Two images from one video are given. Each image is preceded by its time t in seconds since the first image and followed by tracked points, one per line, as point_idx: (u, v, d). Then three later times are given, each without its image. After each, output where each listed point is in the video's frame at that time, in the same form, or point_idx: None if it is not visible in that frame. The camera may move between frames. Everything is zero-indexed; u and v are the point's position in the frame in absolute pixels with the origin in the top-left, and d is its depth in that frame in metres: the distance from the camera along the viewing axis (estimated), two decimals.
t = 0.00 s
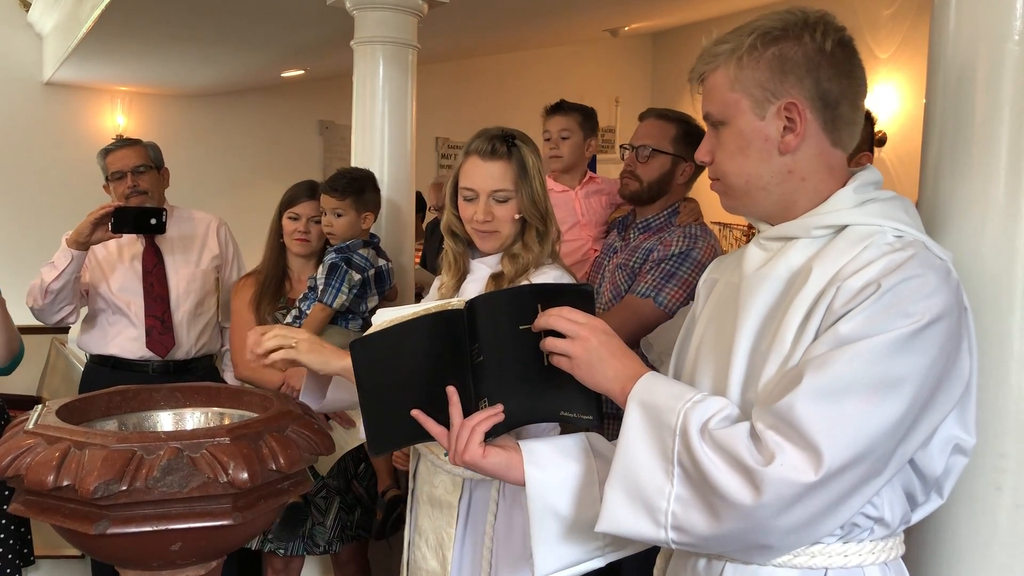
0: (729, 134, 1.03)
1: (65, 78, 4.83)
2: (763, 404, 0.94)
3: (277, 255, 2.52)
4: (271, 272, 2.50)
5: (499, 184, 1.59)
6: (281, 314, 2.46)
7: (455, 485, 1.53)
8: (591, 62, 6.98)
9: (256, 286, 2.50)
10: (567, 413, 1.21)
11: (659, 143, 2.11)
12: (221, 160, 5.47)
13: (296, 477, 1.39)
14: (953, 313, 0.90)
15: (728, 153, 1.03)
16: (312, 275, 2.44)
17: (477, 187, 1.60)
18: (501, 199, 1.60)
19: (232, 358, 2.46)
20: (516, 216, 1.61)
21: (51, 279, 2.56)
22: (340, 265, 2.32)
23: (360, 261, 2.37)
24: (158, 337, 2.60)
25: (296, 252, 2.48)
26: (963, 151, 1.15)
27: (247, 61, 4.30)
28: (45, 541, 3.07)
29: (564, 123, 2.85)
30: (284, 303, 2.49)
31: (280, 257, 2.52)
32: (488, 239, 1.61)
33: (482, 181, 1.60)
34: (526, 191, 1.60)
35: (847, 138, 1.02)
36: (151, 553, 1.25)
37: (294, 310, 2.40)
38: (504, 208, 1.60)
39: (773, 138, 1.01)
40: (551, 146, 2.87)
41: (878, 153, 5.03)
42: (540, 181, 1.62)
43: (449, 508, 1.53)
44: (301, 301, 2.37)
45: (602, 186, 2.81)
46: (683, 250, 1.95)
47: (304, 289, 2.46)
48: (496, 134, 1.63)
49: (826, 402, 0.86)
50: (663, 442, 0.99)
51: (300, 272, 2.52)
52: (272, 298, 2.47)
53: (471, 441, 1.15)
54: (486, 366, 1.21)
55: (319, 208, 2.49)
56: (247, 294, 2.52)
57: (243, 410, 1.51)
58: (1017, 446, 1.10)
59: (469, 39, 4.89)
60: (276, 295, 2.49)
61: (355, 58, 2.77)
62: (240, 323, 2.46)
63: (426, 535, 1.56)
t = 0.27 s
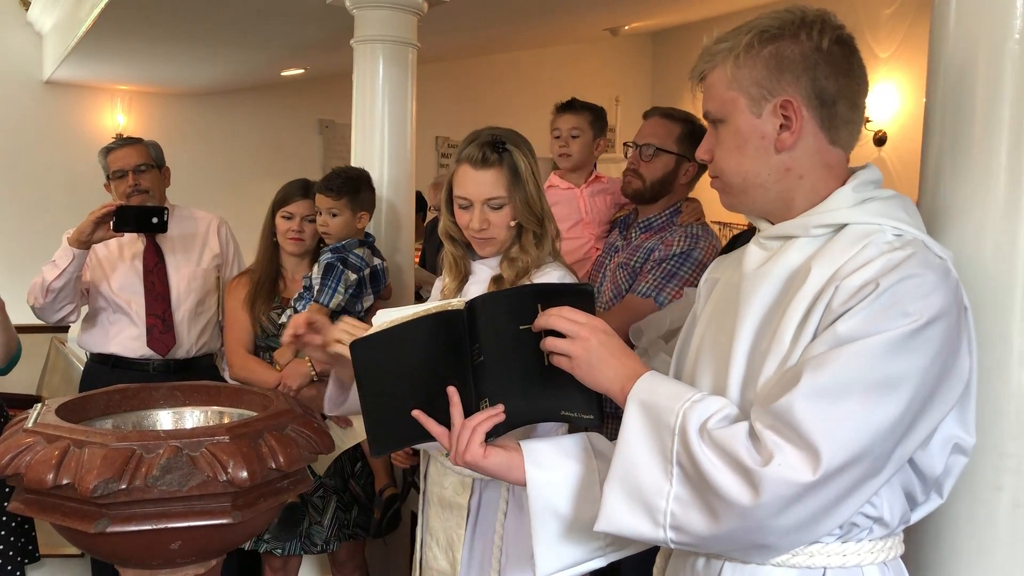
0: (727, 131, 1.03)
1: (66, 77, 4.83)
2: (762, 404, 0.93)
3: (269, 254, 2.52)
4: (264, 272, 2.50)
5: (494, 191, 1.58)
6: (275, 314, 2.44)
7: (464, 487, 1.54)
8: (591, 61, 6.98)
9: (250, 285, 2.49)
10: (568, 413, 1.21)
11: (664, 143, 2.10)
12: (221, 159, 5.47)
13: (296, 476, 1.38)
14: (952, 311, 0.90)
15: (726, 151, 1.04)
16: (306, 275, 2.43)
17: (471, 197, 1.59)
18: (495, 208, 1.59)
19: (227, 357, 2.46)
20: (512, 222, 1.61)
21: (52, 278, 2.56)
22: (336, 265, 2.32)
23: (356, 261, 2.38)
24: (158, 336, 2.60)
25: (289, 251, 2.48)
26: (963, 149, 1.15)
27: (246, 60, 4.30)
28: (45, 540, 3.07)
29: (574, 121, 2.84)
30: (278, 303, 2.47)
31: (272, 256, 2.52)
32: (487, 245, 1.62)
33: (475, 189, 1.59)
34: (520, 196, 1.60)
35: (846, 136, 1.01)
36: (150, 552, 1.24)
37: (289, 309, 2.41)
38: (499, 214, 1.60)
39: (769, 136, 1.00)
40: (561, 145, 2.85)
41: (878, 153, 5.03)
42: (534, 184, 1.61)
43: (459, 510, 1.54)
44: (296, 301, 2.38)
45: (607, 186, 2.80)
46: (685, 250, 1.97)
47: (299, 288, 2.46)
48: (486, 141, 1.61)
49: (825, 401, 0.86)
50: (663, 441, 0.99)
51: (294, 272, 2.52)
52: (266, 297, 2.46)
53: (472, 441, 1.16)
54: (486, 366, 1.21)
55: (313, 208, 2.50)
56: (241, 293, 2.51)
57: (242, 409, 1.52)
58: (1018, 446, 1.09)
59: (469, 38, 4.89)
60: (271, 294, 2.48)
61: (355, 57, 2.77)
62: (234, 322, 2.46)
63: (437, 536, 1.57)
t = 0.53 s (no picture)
0: (725, 134, 1.03)
1: (66, 77, 4.83)
2: (762, 405, 0.93)
3: (263, 254, 2.50)
4: (258, 273, 2.49)
5: (481, 200, 1.58)
6: (269, 314, 2.44)
7: (475, 496, 1.56)
8: (590, 61, 6.98)
9: (244, 285, 2.49)
10: (571, 414, 1.22)
11: (664, 142, 2.10)
12: (221, 159, 5.47)
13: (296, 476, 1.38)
14: (950, 310, 0.90)
15: (723, 153, 1.04)
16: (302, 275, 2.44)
17: (458, 205, 1.59)
18: (482, 216, 1.59)
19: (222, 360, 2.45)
20: (499, 229, 1.61)
21: (52, 278, 2.56)
22: (333, 267, 2.35)
23: (352, 261, 2.41)
24: (159, 336, 2.60)
25: (284, 251, 2.48)
26: (962, 149, 1.15)
27: (246, 60, 4.30)
28: (44, 540, 3.07)
29: (579, 122, 2.82)
30: (273, 302, 2.48)
31: (266, 258, 2.50)
32: (479, 252, 1.63)
33: (461, 198, 1.58)
34: (506, 202, 1.59)
35: (841, 135, 1.01)
36: (150, 552, 1.24)
37: (283, 309, 2.41)
38: (487, 222, 1.60)
39: (766, 137, 1.01)
40: (565, 145, 2.83)
41: (877, 153, 5.03)
42: (519, 189, 1.60)
43: (470, 519, 1.56)
44: (291, 301, 2.38)
45: (608, 186, 2.78)
46: (684, 248, 1.99)
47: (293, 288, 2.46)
48: (468, 148, 1.60)
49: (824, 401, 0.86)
50: (663, 443, 0.99)
51: (288, 272, 2.53)
52: (260, 297, 2.47)
53: (474, 445, 1.16)
54: (488, 369, 1.20)
55: (307, 207, 2.50)
56: (234, 294, 2.50)
57: (242, 409, 1.52)
58: (1017, 446, 1.10)
59: (469, 38, 4.89)
60: (265, 294, 2.48)
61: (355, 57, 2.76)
62: (227, 320, 2.45)
63: (448, 544, 1.60)
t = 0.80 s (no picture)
0: (719, 136, 1.03)
1: (65, 77, 4.83)
2: (771, 411, 0.93)
3: (258, 254, 2.50)
4: (253, 273, 2.49)
5: (470, 208, 1.58)
6: (264, 314, 2.46)
7: (476, 503, 1.55)
8: (590, 62, 6.98)
9: (238, 284, 2.48)
10: (579, 421, 1.21)
11: (663, 142, 2.10)
12: (221, 159, 5.47)
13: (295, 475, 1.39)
14: (949, 303, 0.90)
15: (718, 154, 1.03)
16: (297, 276, 2.44)
17: (450, 214, 1.59)
18: (473, 224, 1.59)
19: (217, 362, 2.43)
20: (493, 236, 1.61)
21: (51, 278, 2.56)
22: (332, 268, 2.36)
23: (351, 262, 2.41)
24: (158, 336, 2.60)
25: (279, 252, 2.48)
26: (960, 148, 1.15)
27: (246, 60, 4.30)
28: (43, 540, 3.07)
29: (581, 124, 2.80)
30: (267, 302, 2.48)
31: (261, 258, 2.50)
32: (475, 259, 1.63)
33: (452, 207, 1.59)
34: (495, 208, 1.59)
35: (835, 133, 1.02)
36: (150, 552, 1.24)
37: (280, 308, 2.42)
38: (479, 229, 1.60)
39: (760, 137, 1.01)
40: (567, 146, 2.82)
41: (877, 154, 5.03)
42: (510, 195, 1.59)
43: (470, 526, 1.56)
44: (287, 301, 2.39)
45: (608, 187, 2.80)
46: (684, 248, 1.99)
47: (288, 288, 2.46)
48: (456, 156, 1.61)
49: (834, 405, 0.85)
50: (674, 452, 0.99)
51: (282, 271, 2.52)
52: (255, 297, 2.47)
53: (483, 456, 1.16)
54: (493, 378, 1.20)
55: (302, 207, 2.49)
56: (228, 293, 2.49)
57: (241, 410, 1.52)
58: (1016, 445, 1.10)
59: (468, 39, 4.89)
60: (260, 294, 2.49)
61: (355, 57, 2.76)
62: (224, 321, 2.45)
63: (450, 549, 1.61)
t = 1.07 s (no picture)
0: (728, 139, 1.03)
1: (65, 78, 4.83)
2: (795, 423, 0.91)
3: (254, 254, 2.50)
4: (249, 272, 2.49)
5: (459, 221, 1.58)
6: (263, 314, 2.45)
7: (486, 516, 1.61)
8: (590, 62, 6.98)
9: (235, 285, 2.48)
10: (595, 435, 1.20)
11: (663, 143, 2.10)
12: (220, 159, 5.47)
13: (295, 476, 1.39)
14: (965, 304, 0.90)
15: (727, 158, 1.03)
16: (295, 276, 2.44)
17: (441, 230, 1.60)
18: (463, 237, 1.59)
19: (213, 358, 2.45)
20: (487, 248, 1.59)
21: (51, 278, 2.56)
22: (333, 268, 2.37)
23: (351, 261, 2.42)
24: (158, 336, 2.60)
25: (276, 252, 2.48)
26: (962, 148, 1.15)
27: (246, 60, 4.30)
28: (43, 540, 3.07)
29: (582, 126, 2.86)
30: (265, 302, 2.49)
31: (257, 256, 2.50)
32: (474, 272, 1.62)
33: (443, 222, 1.59)
34: (484, 221, 1.58)
35: (844, 131, 1.01)
36: (150, 552, 1.24)
37: (278, 308, 2.42)
38: (472, 242, 1.59)
39: (769, 138, 1.00)
40: (568, 147, 2.86)
41: (877, 154, 5.03)
42: (499, 204, 1.58)
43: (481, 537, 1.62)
44: (287, 301, 2.40)
45: (608, 188, 2.81)
46: (683, 248, 1.99)
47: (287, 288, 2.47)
48: (443, 170, 1.61)
49: (861, 417, 0.84)
50: (696, 470, 0.97)
51: (278, 271, 2.54)
52: (252, 297, 2.47)
53: (500, 473, 1.16)
54: (508, 393, 1.18)
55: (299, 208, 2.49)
56: (225, 293, 2.49)
57: (241, 410, 1.52)
58: (1017, 446, 1.10)
59: (468, 39, 4.88)
60: (256, 294, 2.49)
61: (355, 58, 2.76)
62: (222, 323, 2.45)
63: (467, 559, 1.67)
